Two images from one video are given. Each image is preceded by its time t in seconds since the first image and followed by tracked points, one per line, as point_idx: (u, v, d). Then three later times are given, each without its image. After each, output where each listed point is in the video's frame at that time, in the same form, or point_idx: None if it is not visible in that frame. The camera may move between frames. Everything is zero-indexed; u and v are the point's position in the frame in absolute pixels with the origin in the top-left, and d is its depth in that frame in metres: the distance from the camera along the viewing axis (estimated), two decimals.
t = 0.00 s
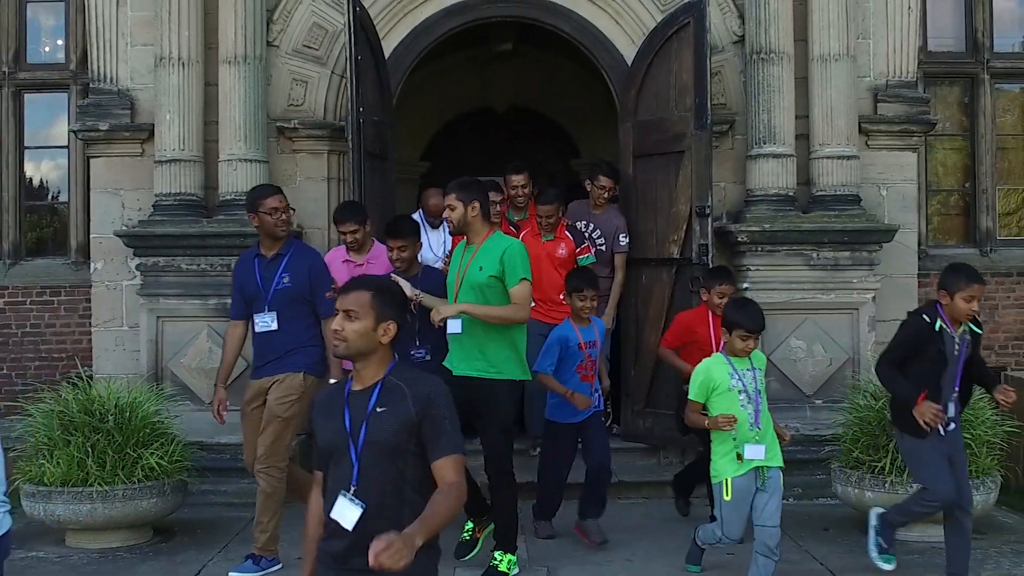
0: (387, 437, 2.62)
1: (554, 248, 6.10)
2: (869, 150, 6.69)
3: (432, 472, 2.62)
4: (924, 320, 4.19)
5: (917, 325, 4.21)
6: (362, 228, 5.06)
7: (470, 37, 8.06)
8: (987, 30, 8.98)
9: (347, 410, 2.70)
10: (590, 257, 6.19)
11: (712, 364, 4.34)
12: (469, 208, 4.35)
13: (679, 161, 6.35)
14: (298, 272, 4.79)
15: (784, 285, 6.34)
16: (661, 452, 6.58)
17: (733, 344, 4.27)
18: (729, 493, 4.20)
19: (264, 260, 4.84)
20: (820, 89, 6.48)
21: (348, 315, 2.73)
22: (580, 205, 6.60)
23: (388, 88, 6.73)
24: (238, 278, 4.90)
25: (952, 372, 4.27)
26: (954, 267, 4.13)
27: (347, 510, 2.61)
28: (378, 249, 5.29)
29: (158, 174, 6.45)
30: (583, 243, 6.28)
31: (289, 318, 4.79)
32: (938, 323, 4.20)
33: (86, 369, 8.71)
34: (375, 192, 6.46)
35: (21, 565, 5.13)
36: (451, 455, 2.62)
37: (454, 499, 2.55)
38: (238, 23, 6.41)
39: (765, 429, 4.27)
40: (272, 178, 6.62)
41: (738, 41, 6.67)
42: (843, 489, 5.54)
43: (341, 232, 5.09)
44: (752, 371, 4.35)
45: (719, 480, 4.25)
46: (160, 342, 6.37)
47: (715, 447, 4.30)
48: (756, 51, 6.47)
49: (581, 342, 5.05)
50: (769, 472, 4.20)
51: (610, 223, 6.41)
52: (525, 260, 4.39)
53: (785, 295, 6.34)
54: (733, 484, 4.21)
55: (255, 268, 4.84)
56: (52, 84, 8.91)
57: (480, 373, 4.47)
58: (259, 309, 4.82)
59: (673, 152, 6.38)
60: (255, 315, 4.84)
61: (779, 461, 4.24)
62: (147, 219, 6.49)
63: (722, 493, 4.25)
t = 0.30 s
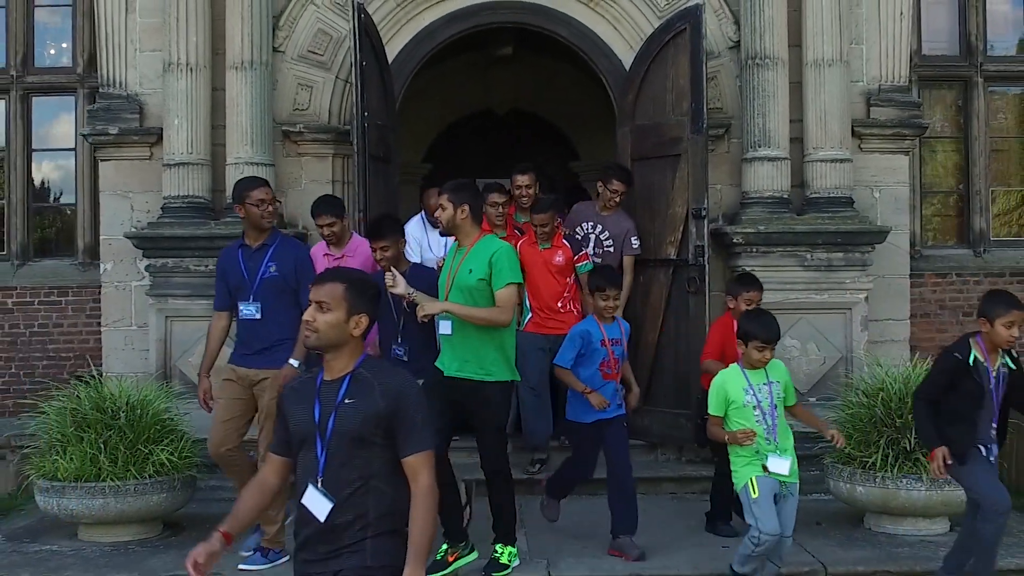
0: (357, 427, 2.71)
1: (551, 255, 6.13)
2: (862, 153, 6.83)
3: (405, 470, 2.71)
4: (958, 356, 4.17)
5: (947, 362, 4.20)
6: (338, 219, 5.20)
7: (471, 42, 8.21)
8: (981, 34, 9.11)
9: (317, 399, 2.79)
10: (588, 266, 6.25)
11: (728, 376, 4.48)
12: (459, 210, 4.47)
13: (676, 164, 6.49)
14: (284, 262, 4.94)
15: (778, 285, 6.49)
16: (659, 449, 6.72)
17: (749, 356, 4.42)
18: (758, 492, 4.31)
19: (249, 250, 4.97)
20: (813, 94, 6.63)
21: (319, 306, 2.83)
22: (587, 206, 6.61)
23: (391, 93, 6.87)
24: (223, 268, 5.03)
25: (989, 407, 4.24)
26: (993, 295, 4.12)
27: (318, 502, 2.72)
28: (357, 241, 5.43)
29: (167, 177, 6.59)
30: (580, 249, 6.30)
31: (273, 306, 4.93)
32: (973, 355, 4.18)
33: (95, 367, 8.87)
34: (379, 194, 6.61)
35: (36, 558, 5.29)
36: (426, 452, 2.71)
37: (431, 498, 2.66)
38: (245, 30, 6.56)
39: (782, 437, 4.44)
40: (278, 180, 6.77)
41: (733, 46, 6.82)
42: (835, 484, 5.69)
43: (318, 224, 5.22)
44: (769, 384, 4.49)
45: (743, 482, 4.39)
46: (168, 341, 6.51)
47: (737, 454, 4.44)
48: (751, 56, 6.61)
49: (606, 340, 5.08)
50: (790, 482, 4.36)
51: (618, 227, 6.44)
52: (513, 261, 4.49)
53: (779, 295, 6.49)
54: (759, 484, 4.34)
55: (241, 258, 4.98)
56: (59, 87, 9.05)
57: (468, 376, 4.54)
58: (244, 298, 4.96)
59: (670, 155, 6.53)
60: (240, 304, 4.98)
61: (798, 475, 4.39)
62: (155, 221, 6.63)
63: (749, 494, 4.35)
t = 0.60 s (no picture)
0: (329, 449, 2.88)
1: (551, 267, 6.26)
2: (858, 154, 6.97)
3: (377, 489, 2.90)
4: (991, 355, 4.02)
5: (986, 363, 4.04)
6: (319, 222, 5.33)
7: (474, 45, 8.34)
8: (976, 36, 9.25)
9: (287, 416, 2.96)
10: (587, 280, 6.22)
11: (747, 376, 4.58)
12: (451, 219, 4.54)
13: (675, 165, 6.63)
14: (273, 260, 4.96)
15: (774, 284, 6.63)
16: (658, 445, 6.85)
17: (768, 356, 4.50)
18: (781, 496, 4.39)
19: (237, 249, 4.99)
20: (810, 97, 6.76)
21: (291, 323, 2.97)
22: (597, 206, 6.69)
23: (396, 95, 7.01)
24: (211, 266, 5.05)
25: None
26: None
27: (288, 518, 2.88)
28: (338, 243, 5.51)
29: (176, 178, 6.73)
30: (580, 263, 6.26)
31: (263, 304, 4.95)
32: (1008, 353, 3.97)
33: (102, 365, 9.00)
34: (385, 195, 6.74)
35: (52, 549, 5.43)
36: (396, 471, 2.89)
37: (404, 515, 2.86)
38: (252, 34, 6.69)
39: (804, 434, 4.52)
40: (285, 182, 6.90)
41: (731, 50, 6.96)
42: (830, 479, 5.84)
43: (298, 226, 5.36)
44: (788, 380, 4.60)
45: (766, 484, 4.46)
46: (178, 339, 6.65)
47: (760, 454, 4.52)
48: (748, 60, 6.75)
49: (624, 346, 5.20)
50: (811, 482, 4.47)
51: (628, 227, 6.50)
52: (502, 271, 4.54)
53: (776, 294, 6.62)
54: (781, 488, 4.41)
55: (229, 257, 4.99)
56: (67, 89, 9.18)
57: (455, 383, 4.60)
58: (232, 296, 4.97)
59: (669, 157, 6.67)
60: (228, 301, 4.99)
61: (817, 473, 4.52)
62: (165, 221, 6.77)
63: (771, 497, 4.43)
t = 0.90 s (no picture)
0: (299, 451, 2.83)
1: (555, 265, 6.43)
2: (854, 154, 7.10)
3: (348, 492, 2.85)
4: None
5: None
6: (297, 222, 5.41)
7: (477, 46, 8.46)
8: (973, 37, 9.38)
9: (258, 413, 2.91)
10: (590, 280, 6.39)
11: (772, 384, 4.40)
12: (444, 233, 4.55)
13: (675, 164, 6.76)
14: (262, 270, 5.02)
15: (772, 280, 6.75)
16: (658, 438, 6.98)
17: (793, 366, 4.36)
18: (795, 518, 4.27)
19: (225, 259, 5.02)
20: (807, 97, 6.90)
21: (262, 321, 2.92)
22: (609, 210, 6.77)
23: (401, 95, 7.13)
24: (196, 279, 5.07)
25: None
26: None
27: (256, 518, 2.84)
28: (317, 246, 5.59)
29: (187, 176, 6.86)
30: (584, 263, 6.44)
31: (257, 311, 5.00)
32: None
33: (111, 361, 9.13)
34: (390, 193, 6.87)
35: (67, 538, 5.57)
36: (367, 473, 2.84)
37: (376, 518, 2.79)
38: (261, 35, 6.82)
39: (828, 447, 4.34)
40: (293, 180, 7.04)
41: (730, 51, 7.09)
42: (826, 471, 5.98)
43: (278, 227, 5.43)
44: (815, 390, 4.42)
45: (782, 503, 4.32)
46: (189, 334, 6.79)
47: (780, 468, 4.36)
48: (747, 61, 6.88)
49: (641, 337, 4.93)
50: (833, 499, 4.30)
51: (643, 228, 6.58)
52: (493, 289, 4.52)
53: (774, 290, 6.76)
54: (796, 508, 4.28)
55: (217, 268, 5.01)
56: (75, 89, 9.31)
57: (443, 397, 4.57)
58: (221, 306, 5.00)
59: (669, 157, 6.80)
60: (218, 311, 5.01)
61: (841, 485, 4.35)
62: (175, 218, 6.90)
63: (786, 516, 4.32)
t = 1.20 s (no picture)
0: (261, 431, 2.75)
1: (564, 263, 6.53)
2: (851, 151, 7.24)
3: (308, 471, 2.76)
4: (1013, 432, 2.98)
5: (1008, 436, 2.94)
6: (278, 214, 5.45)
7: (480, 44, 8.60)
8: (968, 35, 9.51)
9: (224, 392, 2.84)
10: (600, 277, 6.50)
11: (802, 398, 4.20)
12: (430, 237, 4.60)
13: (674, 161, 6.89)
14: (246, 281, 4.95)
15: (769, 275, 6.90)
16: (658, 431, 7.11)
17: (824, 377, 4.14)
18: (804, 528, 4.12)
19: (208, 270, 4.97)
20: (804, 95, 7.03)
21: (228, 301, 2.87)
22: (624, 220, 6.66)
23: (406, 93, 7.27)
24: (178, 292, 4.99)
25: None
26: None
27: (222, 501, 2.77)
28: (298, 238, 5.61)
29: (195, 173, 6.99)
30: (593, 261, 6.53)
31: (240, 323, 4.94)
32: None
33: (119, 355, 9.27)
34: (396, 190, 7.01)
35: (81, 527, 5.71)
36: (327, 453, 2.75)
37: (332, 500, 2.71)
38: (269, 35, 6.95)
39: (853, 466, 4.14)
40: (300, 177, 7.17)
41: (729, 50, 7.23)
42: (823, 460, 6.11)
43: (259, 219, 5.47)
44: (846, 411, 4.19)
45: (795, 512, 4.17)
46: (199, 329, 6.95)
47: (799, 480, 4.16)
48: (746, 60, 7.02)
49: (663, 357, 4.72)
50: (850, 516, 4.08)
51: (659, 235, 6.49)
52: (485, 295, 4.60)
53: (771, 285, 6.90)
54: (807, 519, 4.12)
55: (200, 280, 4.95)
56: (83, 87, 9.45)
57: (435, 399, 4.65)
58: (204, 318, 4.94)
59: (669, 154, 6.93)
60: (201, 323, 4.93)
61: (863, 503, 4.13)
62: (184, 214, 7.03)
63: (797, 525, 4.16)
